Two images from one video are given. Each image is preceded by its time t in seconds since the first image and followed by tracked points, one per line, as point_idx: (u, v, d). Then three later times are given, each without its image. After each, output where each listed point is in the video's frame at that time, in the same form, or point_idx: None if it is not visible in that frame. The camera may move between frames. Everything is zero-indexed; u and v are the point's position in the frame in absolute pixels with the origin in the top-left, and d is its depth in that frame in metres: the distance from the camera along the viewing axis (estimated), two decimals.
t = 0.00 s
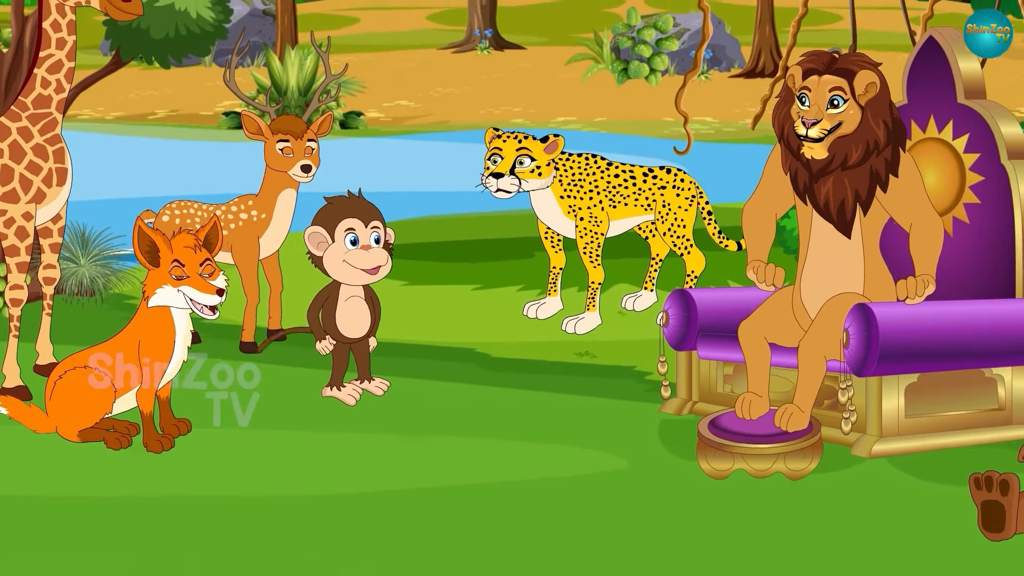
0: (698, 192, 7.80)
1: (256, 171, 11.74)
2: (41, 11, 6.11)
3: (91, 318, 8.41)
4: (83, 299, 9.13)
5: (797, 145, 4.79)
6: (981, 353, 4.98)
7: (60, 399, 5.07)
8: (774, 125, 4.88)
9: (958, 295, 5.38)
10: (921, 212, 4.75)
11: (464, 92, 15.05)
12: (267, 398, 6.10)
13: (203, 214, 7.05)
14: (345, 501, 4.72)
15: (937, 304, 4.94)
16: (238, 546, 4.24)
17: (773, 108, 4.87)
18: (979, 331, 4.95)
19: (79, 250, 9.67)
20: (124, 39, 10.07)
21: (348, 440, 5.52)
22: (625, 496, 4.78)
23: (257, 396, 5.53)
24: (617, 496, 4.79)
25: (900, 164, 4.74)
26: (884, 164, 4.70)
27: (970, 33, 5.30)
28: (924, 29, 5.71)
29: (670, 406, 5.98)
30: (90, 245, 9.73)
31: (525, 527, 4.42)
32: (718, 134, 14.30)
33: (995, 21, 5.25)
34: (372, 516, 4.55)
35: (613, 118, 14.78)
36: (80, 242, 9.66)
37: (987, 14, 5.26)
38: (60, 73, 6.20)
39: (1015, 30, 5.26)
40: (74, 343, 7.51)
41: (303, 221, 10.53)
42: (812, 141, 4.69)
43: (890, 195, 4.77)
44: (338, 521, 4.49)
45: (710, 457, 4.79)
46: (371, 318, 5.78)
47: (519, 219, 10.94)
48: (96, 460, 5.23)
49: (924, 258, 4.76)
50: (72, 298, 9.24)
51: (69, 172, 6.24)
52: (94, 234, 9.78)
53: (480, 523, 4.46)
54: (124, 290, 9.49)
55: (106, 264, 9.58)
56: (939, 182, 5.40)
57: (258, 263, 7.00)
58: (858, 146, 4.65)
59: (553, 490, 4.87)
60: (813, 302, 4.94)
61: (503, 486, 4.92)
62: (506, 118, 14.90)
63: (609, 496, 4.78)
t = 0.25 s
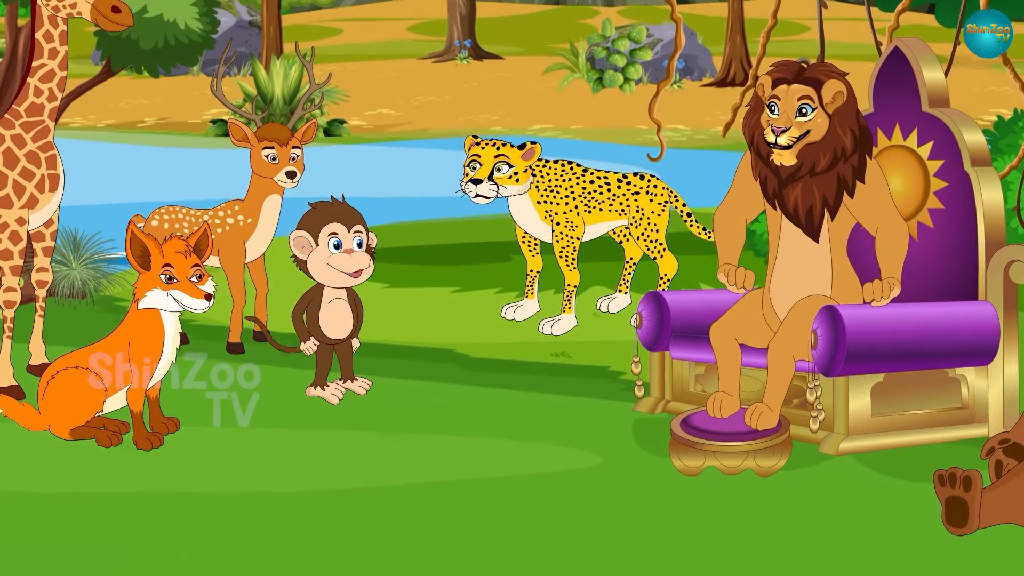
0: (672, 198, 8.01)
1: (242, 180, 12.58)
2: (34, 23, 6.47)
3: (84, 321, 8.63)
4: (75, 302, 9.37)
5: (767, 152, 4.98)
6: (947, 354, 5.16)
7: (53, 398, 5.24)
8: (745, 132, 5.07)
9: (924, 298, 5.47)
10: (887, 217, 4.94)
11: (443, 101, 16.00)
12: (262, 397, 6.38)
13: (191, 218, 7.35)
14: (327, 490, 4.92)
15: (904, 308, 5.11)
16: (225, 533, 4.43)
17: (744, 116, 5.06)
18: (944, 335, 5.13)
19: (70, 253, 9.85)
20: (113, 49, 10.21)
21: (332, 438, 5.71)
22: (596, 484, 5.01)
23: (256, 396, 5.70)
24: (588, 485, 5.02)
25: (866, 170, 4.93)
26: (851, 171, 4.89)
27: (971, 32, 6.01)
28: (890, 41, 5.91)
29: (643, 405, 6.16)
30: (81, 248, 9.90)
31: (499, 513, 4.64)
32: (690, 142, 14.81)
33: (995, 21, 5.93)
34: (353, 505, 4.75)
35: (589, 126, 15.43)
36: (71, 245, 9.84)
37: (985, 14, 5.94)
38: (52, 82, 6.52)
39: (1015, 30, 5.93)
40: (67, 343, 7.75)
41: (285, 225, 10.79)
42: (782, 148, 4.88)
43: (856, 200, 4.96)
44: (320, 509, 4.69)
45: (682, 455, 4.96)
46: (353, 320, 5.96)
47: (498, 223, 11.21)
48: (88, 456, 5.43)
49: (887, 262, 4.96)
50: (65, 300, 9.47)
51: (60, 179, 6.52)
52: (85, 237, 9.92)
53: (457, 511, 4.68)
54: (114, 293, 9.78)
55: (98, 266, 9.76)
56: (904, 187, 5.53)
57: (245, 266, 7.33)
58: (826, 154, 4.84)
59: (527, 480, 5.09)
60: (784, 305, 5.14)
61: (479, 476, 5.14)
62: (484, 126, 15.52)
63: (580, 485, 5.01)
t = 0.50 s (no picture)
0: (667, 199, 8.04)
1: (239, 181, 12.58)
2: (34, 25, 6.43)
3: (84, 321, 8.66)
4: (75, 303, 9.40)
5: (756, 155, 5.02)
6: (944, 355, 5.22)
7: (51, 398, 5.28)
8: (734, 135, 5.11)
9: (918, 299, 5.53)
10: (878, 216, 4.97)
11: (442, 102, 16.05)
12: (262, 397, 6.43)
13: (190, 220, 7.39)
14: (325, 489, 4.96)
15: (900, 308, 5.15)
16: (224, 531, 4.47)
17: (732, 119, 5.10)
18: (939, 336, 5.17)
19: (70, 254, 9.88)
20: (113, 52, 10.25)
21: (330, 438, 5.74)
22: (593, 483, 5.06)
23: (256, 396, 5.73)
24: (584, 484, 5.06)
25: (855, 169, 4.97)
26: (840, 171, 4.93)
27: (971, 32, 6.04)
28: (884, 43, 5.94)
29: (640, 406, 6.19)
30: (80, 248, 9.93)
31: (496, 512, 4.68)
32: (687, 143, 14.85)
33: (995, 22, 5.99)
34: (351, 503, 4.79)
35: (585, 128, 15.49)
36: (71, 246, 9.87)
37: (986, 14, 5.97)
38: (52, 84, 6.54)
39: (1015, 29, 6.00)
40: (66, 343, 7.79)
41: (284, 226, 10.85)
42: (771, 150, 4.92)
43: (846, 200, 5.00)
44: (319, 508, 4.73)
45: (678, 455, 4.99)
46: (351, 321, 5.98)
47: (495, 225, 11.27)
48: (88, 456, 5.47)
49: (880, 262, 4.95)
50: (64, 301, 9.49)
51: (60, 181, 6.55)
52: (84, 237, 9.95)
53: (454, 510, 4.72)
54: (114, 294, 9.83)
55: (97, 267, 9.79)
56: (898, 190, 5.59)
57: (243, 267, 7.37)
58: (814, 155, 4.88)
59: (524, 479, 5.13)
60: (778, 306, 5.17)
61: (476, 475, 5.18)
62: (481, 128, 15.50)
63: (577, 484, 5.05)
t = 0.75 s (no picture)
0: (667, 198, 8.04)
1: (239, 181, 12.59)
2: (34, 25, 6.44)
3: (83, 321, 8.66)
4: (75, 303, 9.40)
5: (763, 154, 5.02)
6: (945, 356, 5.22)
7: (51, 398, 5.28)
8: (741, 134, 5.10)
9: (918, 299, 5.52)
10: (882, 220, 4.97)
11: (441, 103, 16.03)
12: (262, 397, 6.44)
13: (190, 220, 7.39)
14: (325, 489, 4.96)
15: (900, 309, 5.15)
16: (224, 531, 4.47)
17: (740, 118, 5.09)
18: (940, 336, 5.17)
19: (69, 254, 9.88)
20: (113, 52, 10.25)
21: (329, 438, 5.75)
22: (592, 483, 5.06)
23: (256, 396, 5.73)
24: (584, 484, 5.06)
25: (861, 172, 4.95)
26: (846, 172, 4.92)
27: (971, 32, 6.04)
28: (884, 43, 5.94)
29: (640, 406, 6.19)
30: (80, 248, 9.93)
31: (496, 512, 4.68)
32: (687, 143, 14.85)
33: (995, 21, 5.99)
34: (351, 503, 4.79)
35: (585, 128, 15.49)
36: (70, 246, 9.86)
37: (987, 13, 5.97)
38: (51, 84, 6.54)
39: (1015, 29, 5.99)
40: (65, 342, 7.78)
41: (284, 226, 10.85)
42: (778, 150, 4.92)
43: (851, 201, 4.99)
44: (321, 507, 4.73)
45: (678, 455, 4.99)
46: (351, 321, 5.98)
47: (494, 225, 11.28)
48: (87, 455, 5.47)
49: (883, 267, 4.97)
50: (64, 301, 9.49)
51: (59, 181, 6.56)
52: (84, 237, 9.95)
53: (454, 510, 4.72)
54: (114, 294, 9.84)
55: (97, 267, 9.79)
56: (899, 190, 5.57)
57: (243, 267, 7.37)
58: (821, 155, 4.87)
59: (524, 479, 5.14)
60: (778, 306, 5.16)
61: (475, 475, 5.19)
62: (481, 128, 15.49)
63: (577, 484, 5.06)
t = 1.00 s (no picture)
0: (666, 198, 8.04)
1: (239, 181, 12.59)
2: (34, 25, 6.44)
3: (83, 321, 8.66)
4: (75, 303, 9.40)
5: (763, 154, 5.01)
6: (945, 356, 5.22)
7: (51, 398, 5.28)
8: (741, 134, 5.09)
9: (918, 299, 5.52)
10: (882, 220, 4.97)
11: (441, 103, 16.03)
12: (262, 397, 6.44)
13: (190, 220, 7.39)
14: (325, 489, 4.96)
15: (900, 308, 5.15)
16: (224, 531, 4.47)
17: (739, 118, 5.09)
18: (940, 336, 5.17)
19: (69, 254, 9.88)
20: (113, 52, 10.25)
21: (329, 438, 5.75)
22: (592, 483, 5.06)
23: (256, 396, 5.73)
24: (584, 484, 5.06)
25: (861, 172, 4.95)
26: (846, 172, 4.92)
27: (971, 32, 6.04)
28: (884, 42, 5.94)
29: (640, 406, 6.19)
30: (80, 248, 9.93)
31: (496, 513, 4.68)
32: (687, 143, 14.85)
33: (995, 21, 5.99)
34: (351, 503, 4.79)
35: (585, 128, 15.49)
36: (70, 246, 9.86)
37: (987, 13, 5.97)
38: (51, 84, 6.54)
39: (1015, 29, 5.99)
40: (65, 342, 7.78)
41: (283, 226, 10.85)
42: (777, 150, 4.92)
43: (851, 201, 4.99)
44: (320, 508, 4.73)
45: (678, 455, 4.99)
46: (351, 321, 5.98)
47: (494, 225, 11.29)
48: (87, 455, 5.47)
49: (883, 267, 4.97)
50: (65, 301, 9.49)
51: (59, 181, 6.56)
52: (84, 237, 9.95)
53: (454, 510, 4.72)
54: (114, 294, 9.84)
55: (98, 267, 9.79)
56: (899, 190, 5.57)
57: (244, 267, 7.37)
58: (821, 155, 4.87)
59: (524, 479, 5.14)
60: (778, 306, 5.16)
61: (475, 475, 5.18)
62: (481, 128, 15.49)
63: (577, 484, 5.06)
